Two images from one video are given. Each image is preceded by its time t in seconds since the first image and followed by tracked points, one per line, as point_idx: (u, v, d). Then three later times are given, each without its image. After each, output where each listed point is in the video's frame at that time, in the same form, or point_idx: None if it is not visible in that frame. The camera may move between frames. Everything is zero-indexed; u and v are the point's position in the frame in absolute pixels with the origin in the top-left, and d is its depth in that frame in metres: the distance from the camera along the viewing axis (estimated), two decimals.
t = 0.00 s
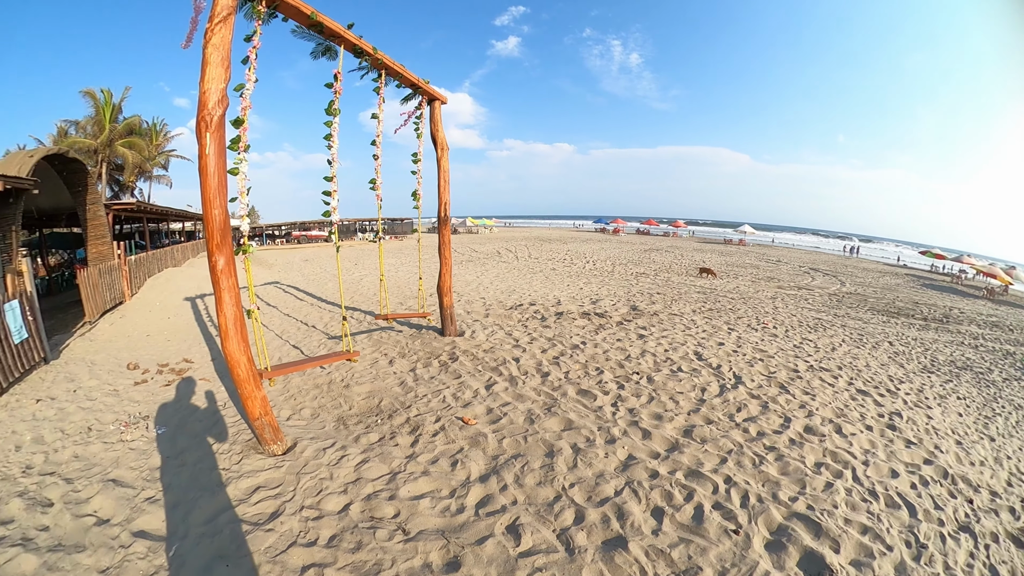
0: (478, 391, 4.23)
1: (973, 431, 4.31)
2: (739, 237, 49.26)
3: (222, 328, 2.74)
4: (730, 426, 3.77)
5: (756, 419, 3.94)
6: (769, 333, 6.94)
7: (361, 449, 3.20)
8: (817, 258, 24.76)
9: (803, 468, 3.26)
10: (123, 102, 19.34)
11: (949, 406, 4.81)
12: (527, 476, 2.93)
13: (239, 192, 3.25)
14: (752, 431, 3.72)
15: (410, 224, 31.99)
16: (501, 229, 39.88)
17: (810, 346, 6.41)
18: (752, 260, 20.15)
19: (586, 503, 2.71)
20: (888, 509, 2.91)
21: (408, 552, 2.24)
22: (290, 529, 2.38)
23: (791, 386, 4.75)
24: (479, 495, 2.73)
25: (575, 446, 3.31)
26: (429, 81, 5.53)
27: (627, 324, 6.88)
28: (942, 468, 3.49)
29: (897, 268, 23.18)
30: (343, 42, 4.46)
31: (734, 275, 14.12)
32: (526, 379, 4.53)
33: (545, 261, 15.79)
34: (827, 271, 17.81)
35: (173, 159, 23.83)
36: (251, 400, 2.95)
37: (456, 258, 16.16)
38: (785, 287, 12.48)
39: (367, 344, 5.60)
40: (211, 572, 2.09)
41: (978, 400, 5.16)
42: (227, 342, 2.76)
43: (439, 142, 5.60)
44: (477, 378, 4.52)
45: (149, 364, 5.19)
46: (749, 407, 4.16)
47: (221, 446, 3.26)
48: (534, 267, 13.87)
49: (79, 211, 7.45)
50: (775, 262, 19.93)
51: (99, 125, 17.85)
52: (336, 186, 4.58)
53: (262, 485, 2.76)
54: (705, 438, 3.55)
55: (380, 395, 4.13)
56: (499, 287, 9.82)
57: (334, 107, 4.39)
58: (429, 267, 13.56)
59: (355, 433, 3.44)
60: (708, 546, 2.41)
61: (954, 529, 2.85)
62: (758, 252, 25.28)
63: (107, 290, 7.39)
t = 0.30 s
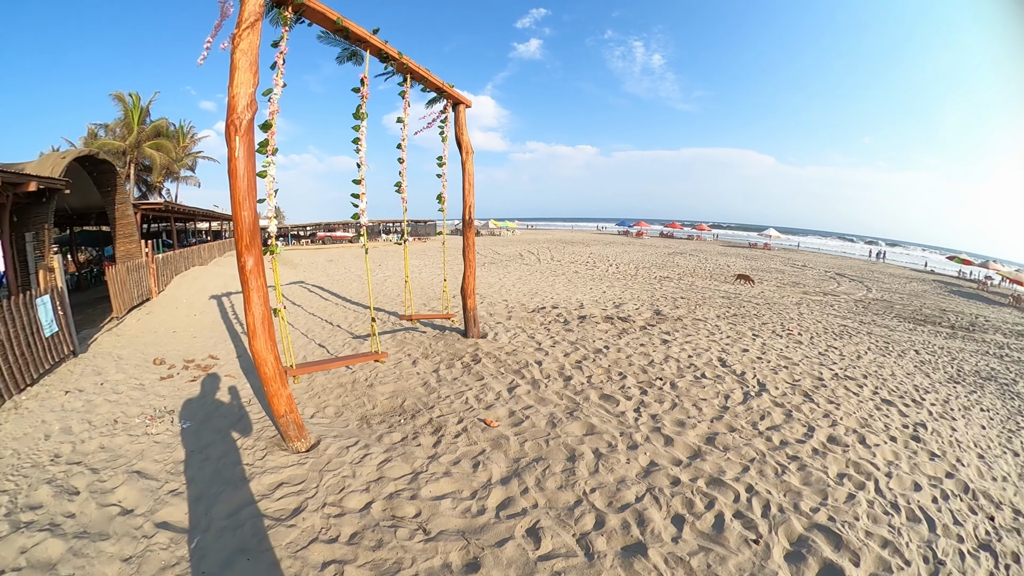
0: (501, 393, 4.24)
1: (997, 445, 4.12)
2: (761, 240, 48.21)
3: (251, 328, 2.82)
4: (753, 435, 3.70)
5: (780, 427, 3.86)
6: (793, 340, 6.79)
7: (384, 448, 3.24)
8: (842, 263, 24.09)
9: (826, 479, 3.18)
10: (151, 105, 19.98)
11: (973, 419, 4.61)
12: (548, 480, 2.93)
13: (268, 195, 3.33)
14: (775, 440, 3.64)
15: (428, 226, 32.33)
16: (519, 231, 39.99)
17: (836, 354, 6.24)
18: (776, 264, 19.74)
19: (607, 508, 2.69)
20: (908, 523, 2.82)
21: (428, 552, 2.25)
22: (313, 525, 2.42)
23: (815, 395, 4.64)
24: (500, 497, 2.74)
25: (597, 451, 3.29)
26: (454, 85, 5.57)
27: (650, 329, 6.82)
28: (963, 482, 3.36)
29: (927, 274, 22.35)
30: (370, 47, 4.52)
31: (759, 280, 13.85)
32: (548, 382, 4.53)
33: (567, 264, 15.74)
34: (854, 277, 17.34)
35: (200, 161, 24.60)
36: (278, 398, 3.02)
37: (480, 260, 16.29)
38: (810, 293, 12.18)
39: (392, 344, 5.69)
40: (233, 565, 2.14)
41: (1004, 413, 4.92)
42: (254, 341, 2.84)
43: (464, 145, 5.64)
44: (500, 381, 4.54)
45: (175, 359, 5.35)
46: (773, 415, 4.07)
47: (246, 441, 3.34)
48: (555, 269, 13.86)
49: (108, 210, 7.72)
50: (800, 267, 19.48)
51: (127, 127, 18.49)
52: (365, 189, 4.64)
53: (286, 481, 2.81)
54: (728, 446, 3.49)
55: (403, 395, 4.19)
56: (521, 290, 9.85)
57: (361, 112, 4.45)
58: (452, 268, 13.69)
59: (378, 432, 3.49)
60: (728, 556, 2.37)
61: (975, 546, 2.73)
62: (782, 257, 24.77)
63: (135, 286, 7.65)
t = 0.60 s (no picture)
0: (521, 399, 4.25)
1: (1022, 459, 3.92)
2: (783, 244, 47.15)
3: (275, 330, 2.89)
4: (774, 445, 3.62)
5: (801, 438, 3.77)
6: (816, 348, 6.62)
7: (404, 451, 3.27)
8: (867, 269, 23.42)
9: (846, 491, 3.09)
10: (176, 110, 20.58)
11: (995, 432, 4.39)
12: (567, 487, 2.91)
13: (296, 201, 3.41)
14: (796, 451, 3.56)
15: (445, 229, 32.63)
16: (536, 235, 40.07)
17: (860, 363, 6.06)
18: (799, 270, 19.32)
19: (626, 516, 2.66)
20: (925, 538, 2.72)
21: (446, 556, 2.26)
22: (332, 526, 2.46)
23: (838, 405, 4.51)
24: (519, 502, 2.74)
25: (617, 459, 3.26)
26: (476, 92, 5.62)
27: (672, 336, 6.74)
28: (983, 498, 3.22)
29: (955, 281, 21.57)
30: (394, 55, 4.59)
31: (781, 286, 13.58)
32: (569, 389, 4.51)
33: (588, 269, 15.66)
34: (877, 283, 16.89)
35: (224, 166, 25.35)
36: (301, 399, 3.07)
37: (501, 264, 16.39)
38: (833, 300, 11.88)
39: (415, 348, 5.76)
40: (253, 563, 2.18)
41: None
42: (280, 344, 2.91)
43: (486, 152, 5.68)
44: (520, 386, 4.54)
45: (198, 359, 5.50)
46: (795, 426, 3.98)
47: (268, 441, 3.41)
48: (575, 275, 13.82)
49: (134, 212, 7.95)
50: (823, 273, 19.02)
51: (152, 132, 19.11)
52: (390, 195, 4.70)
53: (307, 482, 2.86)
54: (749, 456, 3.42)
55: (424, 398, 4.22)
56: (542, 295, 9.87)
57: (386, 119, 4.52)
58: (474, 272, 13.77)
59: (399, 435, 3.52)
60: (747, 568, 2.32)
61: (994, 565, 2.61)
62: (804, 262, 24.24)
63: (160, 287, 7.89)
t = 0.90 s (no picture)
0: (539, 407, 4.23)
1: None
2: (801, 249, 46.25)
3: (297, 336, 2.95)
4: (793, 456, 3.54)
5: (820, 449, 3.68)
6: (836, 357, 6.47)
7: (422, 457, 3.29)
8: (890, 275, 22.81)
9: (865, 503, 3.00)
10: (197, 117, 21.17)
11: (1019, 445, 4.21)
12: (584, 496, 2.88)
13: (322, 209, 3.47)
14: (815, 462, 3.47)
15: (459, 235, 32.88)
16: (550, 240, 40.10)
17: (880, 373, 5.89)
18: (818, 277, 18.93)
19: (643, 527, 2.63)
20: (941, 553, 2.63)
21: (462, 563, 2.26)
22: (349, 530, 2.48)
23: (858, 416, 4.39)
24: (536, 511, 2.72)
25: (634, 469, 3.23)
26: (495, 101, 5.66)
27: (691, 344, 6.66)
28: (1002, 512, 3.09)
29: (980, 287, 20.84)
30: (413, 65, 4.65)
31: (801, 294, 13.31)
32: (586, 398, 4.49)
33: (606, 276, 15.55)
34: (898, 290, 16.43)
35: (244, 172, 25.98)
36: (320, 404, 3.12)
37: (518, 272, 16.45)
38: (854, 307, 11.59)
39: (433, 354, 5.81)
40: (269, 564, 2.21)
41: None
42: (301, 349, 2.96)
43: (505, 160, 5.71)
44: (538, 395, 4.53)
45: (219, 361, 5.62)
46: (814, 436, 3.89)
47: (286, 445, 3.46)
48: (592, 282, 13.78)
49: (156, 216, 8.18)
50: (844, 280, 18.60)
51: (174, 138, 19.68)
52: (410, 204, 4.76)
53: (325, 486, 2.89)
54: (767, 467, 3.35)
55: (442, 405, 4.24)
56: (559, 302, 9.86)
57: (406, 129, 4.58)
58: (491, 280, 13.83)
59: (416, 441, 3.55)
60: None
61: None
62: (824, 269, 23.75)
63: (181, 290, 8.10)
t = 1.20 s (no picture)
0: (553, 417, 4.21)
1: None
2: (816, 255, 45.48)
3: (314, 345, 2.98)
4: (809, 467, 3.47)
5: (836, 460, 3.59)
6: (852, 366, 6.32)
7: (436, 466, 3.29)
8: (907, 281, 22.29)
9: (880, 515, 2.92)
10: (214, 127, 21.70)
11: None
12: (598, 508, 2.85)
13: (342, 220, 3.53)
14: (830, 473, 3.39)
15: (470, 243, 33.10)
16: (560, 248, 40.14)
17: (897, 381, 5.74)
18: (834, 284, 18.57)
19: (657, 539, 2.59)
20: (956, 566, 2.55)
21: (475, 572, 2.25)
22: (362, 538, 2.48)
23: (874, 426, 4.28)
24: (549, 521, 2.70)
25: (648, 480, 3.18)
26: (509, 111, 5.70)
27: (706, 354, 6.57)
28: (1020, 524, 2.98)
29: (1002, 291, 20.24)
30: (428, 77, 4.70)
31: (817, 301, 13.06)
32: (601, 408, 4.45)
33: (618, 284, 15.49)
34: (914, 296, 16.04)
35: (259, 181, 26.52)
36: (336, 413, 3.14)
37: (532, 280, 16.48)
38: (871, 314, 11.33)
39: (447, 363, 5.83)
40: (282, 570, 2.22)
41: None
42: (317, 358, 3.00)
43: (519, 170, 5.74)
44: (552, 405, 4.51)
45: (234, 368, 5.70)
46: (829, 447, 3.80)
47: (300, 452, 3.49)
48: (605, 290, 13.72)
49: (173, 223, 8.37)
50: (860, 286, 18.23)
51: (191, 147, 20.17)
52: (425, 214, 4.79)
53: (339, 493, 2.90)
54: (782, 478, 3.28)
55: (456, 414, 4.25)
56: (572, 311, 9.83)
57: (421, 140, 4.63)
58: (505, 288, 13.85)
59: (430, 450, 3.55)
60: None
61: None
62: (839, 275, 23.30)
63: (197, 296, 8.25)
